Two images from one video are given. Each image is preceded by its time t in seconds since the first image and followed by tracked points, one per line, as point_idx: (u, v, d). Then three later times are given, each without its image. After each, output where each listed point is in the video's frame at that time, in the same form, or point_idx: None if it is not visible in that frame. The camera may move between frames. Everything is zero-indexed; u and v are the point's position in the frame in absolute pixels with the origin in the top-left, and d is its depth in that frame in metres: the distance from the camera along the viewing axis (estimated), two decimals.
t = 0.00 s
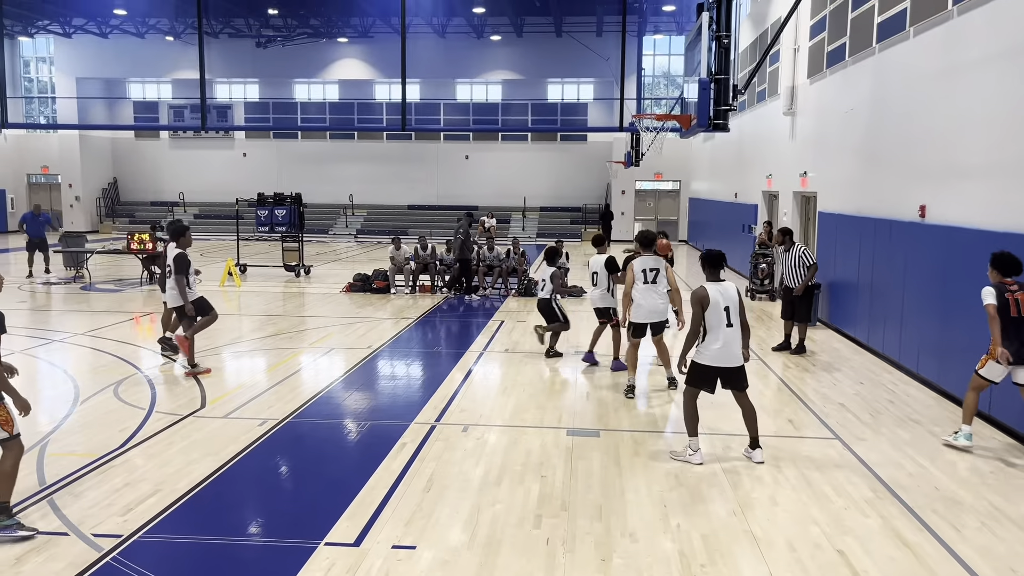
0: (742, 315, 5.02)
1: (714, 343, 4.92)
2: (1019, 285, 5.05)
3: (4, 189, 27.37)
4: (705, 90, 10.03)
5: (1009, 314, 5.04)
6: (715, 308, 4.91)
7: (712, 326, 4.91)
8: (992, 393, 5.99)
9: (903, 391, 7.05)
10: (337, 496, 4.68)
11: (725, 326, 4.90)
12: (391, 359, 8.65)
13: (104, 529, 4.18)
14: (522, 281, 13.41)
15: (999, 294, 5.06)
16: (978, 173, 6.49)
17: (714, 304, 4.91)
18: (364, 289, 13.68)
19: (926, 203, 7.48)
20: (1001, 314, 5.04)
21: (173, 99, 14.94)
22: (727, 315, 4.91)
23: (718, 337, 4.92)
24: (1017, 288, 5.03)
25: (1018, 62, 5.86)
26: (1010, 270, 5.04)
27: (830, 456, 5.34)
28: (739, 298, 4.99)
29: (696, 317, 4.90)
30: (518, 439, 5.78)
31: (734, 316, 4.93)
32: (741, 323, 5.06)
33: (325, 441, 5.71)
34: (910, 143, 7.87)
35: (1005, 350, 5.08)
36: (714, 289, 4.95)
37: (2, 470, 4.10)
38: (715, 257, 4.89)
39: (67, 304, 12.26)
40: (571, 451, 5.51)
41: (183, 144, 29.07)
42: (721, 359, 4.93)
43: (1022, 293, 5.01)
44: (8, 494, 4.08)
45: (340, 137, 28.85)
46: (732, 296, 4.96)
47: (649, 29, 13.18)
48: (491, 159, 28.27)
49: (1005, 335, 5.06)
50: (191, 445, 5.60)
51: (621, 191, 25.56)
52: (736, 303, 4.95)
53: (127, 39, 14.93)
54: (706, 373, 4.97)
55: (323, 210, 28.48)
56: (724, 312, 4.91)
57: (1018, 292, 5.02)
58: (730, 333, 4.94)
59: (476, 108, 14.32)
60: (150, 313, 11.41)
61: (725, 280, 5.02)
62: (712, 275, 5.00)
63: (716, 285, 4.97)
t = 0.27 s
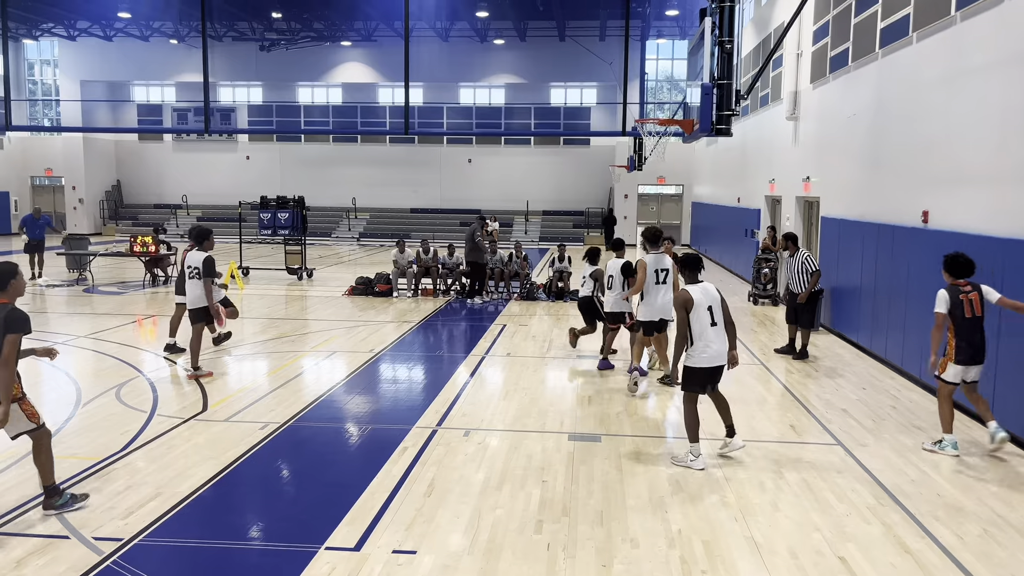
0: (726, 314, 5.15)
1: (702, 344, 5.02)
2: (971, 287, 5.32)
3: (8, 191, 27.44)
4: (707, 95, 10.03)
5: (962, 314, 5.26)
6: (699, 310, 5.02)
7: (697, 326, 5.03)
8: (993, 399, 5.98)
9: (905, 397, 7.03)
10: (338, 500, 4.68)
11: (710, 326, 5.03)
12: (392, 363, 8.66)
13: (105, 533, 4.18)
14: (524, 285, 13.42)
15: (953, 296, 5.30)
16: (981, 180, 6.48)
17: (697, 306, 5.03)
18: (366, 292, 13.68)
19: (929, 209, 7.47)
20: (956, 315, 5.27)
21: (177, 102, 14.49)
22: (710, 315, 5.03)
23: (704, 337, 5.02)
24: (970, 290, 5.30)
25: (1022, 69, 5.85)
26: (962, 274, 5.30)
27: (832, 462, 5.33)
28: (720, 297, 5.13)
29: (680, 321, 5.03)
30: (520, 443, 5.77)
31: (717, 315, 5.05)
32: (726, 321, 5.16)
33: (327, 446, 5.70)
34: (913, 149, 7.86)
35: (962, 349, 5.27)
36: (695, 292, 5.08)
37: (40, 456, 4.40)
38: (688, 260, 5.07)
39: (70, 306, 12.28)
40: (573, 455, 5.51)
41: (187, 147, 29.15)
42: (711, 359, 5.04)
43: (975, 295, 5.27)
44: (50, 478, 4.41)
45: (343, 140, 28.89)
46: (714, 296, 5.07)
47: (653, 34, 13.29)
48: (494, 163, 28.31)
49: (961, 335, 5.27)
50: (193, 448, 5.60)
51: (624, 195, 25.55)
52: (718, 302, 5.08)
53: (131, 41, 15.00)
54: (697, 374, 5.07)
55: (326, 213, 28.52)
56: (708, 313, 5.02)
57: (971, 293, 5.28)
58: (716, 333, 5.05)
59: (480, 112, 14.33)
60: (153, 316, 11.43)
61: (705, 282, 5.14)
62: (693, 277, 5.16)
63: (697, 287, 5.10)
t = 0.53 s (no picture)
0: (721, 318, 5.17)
1: (690, 345, 5.07)
2: (929, 289, 5.48)
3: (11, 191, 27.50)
4: (709, 99, 10.03)
5: (918, 317, 5.47)
6: (690, 311, 5.10)
7: (688, 329, 5.09)
8: (994, 404, 5.98)
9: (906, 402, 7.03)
10: (339, 502, 4.69)
11: (700, 329, 5.07)
12: (393, 365, 8.67)
13: (106, 534, 4.19)
14: (525, 287, 13.43)
15: (910, 299, 5.49)
16: (983, 185, 6.47)
17: (688, 308, 5.11)
18: (368, 294, 13.68)
19: (930, 213, 7.47)
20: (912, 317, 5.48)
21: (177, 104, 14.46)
22: (701, 318, 5.08)
23: (694, 338, 5.07)
24: (927, 292, 5.47)
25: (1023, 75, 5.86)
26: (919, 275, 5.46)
27: (833, 467, 5.32)
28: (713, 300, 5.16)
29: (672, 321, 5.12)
30: (521, 447, 5.78)
31: (708, 318, 5.08)
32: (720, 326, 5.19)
33: (327, 447, 5.71)
34: (915, 153, 7.86)
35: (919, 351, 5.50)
36: (688, 294, 5.16)
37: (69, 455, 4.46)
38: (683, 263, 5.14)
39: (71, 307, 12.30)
40: (573, 459, 5.51)
41: (189, 148, 29.21)
42: (701, 361, 5.07)
43: (931, 298, 5.45)
44: (67, 475, 4.47)
45: (346, 142, 28.94)
46: (707, 300, 5.12)
47: (655, 37, 13.21)
48: (496, 165, 28.33)
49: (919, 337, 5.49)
50: (193, 450, 5.61)
51: (626, 198, 25.57)
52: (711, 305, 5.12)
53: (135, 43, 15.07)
54: (684, 375, 5.11)
55: (328, 215, 28.55)
56: (699, 315, 5.08)
57: (928, 296, 5.45)
58: (707, 336, 5.09)
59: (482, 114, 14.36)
60: (155, 317, 11.45)
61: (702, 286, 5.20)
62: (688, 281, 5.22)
63: (691, 289, 5.17)
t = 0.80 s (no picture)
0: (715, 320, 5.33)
1: (682, 339, 5.23)
2: (894, 288, 5.76)
3: (14, 190, 27.51)
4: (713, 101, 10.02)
5: (882, 313, 5.71)
6: (689, 305, 5.24)
7: (686, 322, 5.23)
8: (997, 407, 5.97)
9: (909, 405, 7.02)
10: (342, 502, 4.69)
11: (695, 325, 5.22)
12: (395, 365, 8.67)
13: (109, 533, 4.19)
14: (528, 289, 13.43)
15: (877, 295, 5.72)
16: (987, 188, 6.47)
17: (688, 302, 5.25)
18: (370, 294, 13.70)
19: (934, 216, 7.46)
20: (878, 314, 5.71)
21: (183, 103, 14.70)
22: (697, 316, 5.23)
23: (687, 333, 5.23)
24: (892, 290, 5.73)
25: None
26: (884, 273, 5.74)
27: (836, 470, 5.32)
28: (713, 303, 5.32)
29: (670, 311, 5.25)
30: (523, 448, 5.77)
31: (704, 317, 5.23)
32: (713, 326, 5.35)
33: (330, 448, 5.71)
34: (919, 156, 7.85)
35: (879, 346, 5.72)
36: (690, 289, 5.29)
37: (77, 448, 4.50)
38: (696, 259, 5.26)
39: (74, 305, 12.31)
40: (576, 460, 5.51)
41: (192, 148, 29.22)
42: (690, 357, 5.22)
43: (896, 295, 5.71)
44: (75, 470, 4.50)
45: (348, 143, 28.95)
46: (707, 299, 5.27)
47: (658, 40, 12.91)
48: (499, 167, 28.34)
49: (881, 333, 5.71)
50: (196, 450, 5.61)
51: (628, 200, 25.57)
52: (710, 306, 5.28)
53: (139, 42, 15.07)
54: (669, 367, 5.29)
55: (330, 215, 28.55)
56: (696, 312, 5.23)
57: (893, 293, 5.72)
58: (700, 334, 5.24)
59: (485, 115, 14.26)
60: (158, 316, 11.47)
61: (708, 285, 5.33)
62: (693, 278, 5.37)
63: (694, 286, 5.31)
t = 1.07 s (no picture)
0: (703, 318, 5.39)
1: (676, 339, 5.24)
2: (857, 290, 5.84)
3: (21, 186, 27.59)
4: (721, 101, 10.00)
5: (848, 315, 5.78)
6: (679, 306, 5.27)
7: (678, 322, 5.25)
8: (1005, 410, 5.95)
9: (916, 407, 7.01)
10: (348, 500, 4.69)
11: (687, 325, 5.25)
12: (400, 363, 8.68)
13: (117, 529, 4.20)
14: (533, 288, 13.43)
15: (843, 298, 5.77)
16: (996, 189, 6.44)
17: (678, 303, 5.28)
18: (375, 293, 13.72)
19: (942, 218, 7.43)
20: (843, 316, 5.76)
21: (189, 101, 14.85)
22: (689, 315, 5.26)
23: (679, 333, 5.25)
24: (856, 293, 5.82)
25: None
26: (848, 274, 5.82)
27: (842, 471, 5.31)
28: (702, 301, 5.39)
29: (661, 313, 5.26)
30: (529, 447, 5.77)
31: (694, 316, 5.28)
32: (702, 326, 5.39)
33: (336, 446, 5.72)
34: (927, 157, 7.83)
35: (842, 347, 5.79)
36: (679, 290, 5.32)
37: (137, 431, 4.64)
38: (681, 260, 5.33)
39: (81, 302, 12.35)
40: (582, 460, 5.51)
41: (199, 146, 29.27)
42: (684, 356, 5.24)
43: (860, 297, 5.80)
44: (137, 452, 4.64)
45: (354, 141, 28.97)
46: (696, 298, 5.31)
47: (665, 39, 12.97)
48: (504, 166, 28.36)
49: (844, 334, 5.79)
50: (203, 447, 5.62)
51: (634, 199, 25.57)
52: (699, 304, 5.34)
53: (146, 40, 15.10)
54: (664, 368, 5.29)
55: (336, 214, 28.59)
56: (686, 311, 5.26)
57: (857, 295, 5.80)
58: (692, 332, 5.27)
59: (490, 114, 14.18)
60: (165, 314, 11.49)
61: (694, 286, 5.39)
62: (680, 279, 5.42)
63: (682, 286, 5.34)
